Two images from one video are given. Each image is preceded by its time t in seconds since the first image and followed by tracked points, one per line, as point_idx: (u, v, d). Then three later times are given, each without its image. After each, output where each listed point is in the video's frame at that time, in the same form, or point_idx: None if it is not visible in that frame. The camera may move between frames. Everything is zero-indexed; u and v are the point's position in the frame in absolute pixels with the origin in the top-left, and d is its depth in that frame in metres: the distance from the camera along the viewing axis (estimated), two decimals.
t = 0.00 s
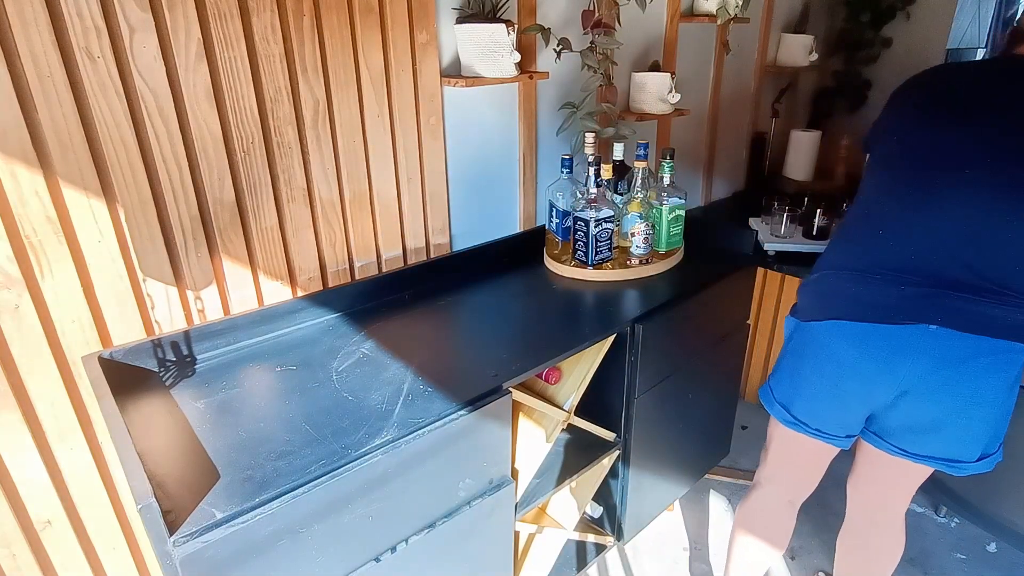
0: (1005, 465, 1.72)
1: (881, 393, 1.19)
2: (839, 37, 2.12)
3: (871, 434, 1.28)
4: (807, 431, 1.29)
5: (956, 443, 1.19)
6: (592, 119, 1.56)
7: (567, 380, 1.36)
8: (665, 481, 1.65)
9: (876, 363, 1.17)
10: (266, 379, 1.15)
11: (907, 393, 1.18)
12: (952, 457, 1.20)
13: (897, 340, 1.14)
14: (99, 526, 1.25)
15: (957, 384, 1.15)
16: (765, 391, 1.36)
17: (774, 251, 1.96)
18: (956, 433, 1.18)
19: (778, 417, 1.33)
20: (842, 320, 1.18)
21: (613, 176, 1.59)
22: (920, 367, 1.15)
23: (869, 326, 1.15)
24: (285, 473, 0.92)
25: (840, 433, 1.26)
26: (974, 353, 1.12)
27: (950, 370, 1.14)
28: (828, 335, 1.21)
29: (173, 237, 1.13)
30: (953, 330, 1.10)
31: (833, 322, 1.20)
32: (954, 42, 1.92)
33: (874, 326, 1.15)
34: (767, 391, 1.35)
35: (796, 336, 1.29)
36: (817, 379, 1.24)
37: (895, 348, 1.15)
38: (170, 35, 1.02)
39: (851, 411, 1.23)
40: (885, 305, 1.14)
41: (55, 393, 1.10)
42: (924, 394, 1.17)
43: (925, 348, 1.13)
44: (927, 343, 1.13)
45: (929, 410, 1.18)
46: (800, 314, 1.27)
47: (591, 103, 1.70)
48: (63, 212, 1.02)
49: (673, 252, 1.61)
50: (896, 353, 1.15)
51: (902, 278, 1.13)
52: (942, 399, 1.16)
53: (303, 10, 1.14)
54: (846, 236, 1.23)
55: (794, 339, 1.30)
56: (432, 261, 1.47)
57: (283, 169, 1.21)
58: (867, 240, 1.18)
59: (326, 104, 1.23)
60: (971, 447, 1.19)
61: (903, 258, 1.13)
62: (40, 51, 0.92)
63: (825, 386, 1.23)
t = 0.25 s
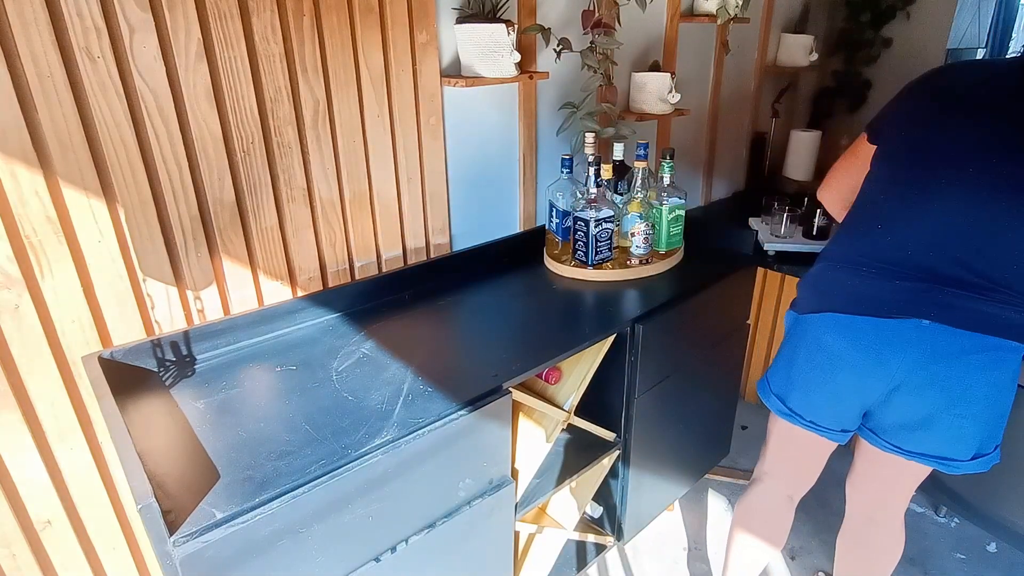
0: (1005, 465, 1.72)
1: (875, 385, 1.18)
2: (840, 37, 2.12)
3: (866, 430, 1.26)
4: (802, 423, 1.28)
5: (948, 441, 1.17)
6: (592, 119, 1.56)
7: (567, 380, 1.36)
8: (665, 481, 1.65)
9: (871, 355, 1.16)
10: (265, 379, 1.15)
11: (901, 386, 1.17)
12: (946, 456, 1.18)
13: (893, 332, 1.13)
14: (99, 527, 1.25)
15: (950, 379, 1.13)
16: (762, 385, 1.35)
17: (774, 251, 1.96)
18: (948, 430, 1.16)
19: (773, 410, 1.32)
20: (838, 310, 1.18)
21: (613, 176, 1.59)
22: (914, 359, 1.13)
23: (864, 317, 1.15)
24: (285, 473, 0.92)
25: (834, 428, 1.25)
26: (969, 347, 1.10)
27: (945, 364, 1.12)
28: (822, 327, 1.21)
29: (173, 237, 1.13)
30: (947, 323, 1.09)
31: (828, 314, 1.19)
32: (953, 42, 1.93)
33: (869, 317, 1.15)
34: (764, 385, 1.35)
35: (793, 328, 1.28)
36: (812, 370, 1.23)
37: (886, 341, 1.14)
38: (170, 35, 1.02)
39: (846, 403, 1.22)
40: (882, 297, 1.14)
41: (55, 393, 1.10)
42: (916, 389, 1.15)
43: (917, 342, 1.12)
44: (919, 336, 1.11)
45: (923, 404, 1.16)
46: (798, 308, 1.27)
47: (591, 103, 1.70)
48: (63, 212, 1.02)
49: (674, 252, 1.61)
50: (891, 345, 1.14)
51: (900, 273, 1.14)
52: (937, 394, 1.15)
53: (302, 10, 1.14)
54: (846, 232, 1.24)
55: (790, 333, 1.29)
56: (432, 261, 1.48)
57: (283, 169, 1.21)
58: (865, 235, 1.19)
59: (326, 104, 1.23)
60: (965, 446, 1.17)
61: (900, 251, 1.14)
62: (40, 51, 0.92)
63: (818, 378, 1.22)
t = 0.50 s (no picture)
0: (1006, 465, 1.72)
1: (876, 388, 1.20)
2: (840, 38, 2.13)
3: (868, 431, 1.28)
4: (803, 426, 1.29)
5: (950, 441, 1.19)
6: (592, 119, 1.56)
7: (566, 380, 1.36)
8: (665, 481, 1.65)
9: (871, 359, 1.17)
10: (266, 379, 1.15)
11: (901, 388, 1.19)
12: (947, 455, 1.20)
13: (893, 336, 1.15)
14: (99, 527, 1.25)
15: (950, 380, 1.15)
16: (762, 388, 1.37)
17: (774, 251, 1.96)
18: (950, 431, 1.18)
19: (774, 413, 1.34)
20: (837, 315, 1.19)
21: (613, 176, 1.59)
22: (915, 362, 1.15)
23: (863, 321, 1.16)
24: (285, 473, 0.92)
25: (836, 430, 1.27)
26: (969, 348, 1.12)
27: (945, 365, 1.14)
28: (820, 332, 1.22)
29: (173, 237, 1.13)
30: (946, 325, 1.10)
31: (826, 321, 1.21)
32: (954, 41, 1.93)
33: (868, 321, 1.15)
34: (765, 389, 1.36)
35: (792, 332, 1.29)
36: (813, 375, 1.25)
37: (882, 343, 1.16)
38: (170, 35, 1.02)
39: (847, 406, 1.23)
40: (881, 300, 1.14)
41: (55, 393, 1.10)
42: (917, 391, 1.17)
43: (915, 344, 1.13)
44: (919, 338, 1.13)
45: (923, 405, 1.18)
46: (797, 312, 1.28)
47: (591, 103, 1.70)
48: (63, 212, 1.02)
49: (673, 252, 1.61)
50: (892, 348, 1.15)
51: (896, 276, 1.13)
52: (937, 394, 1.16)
53: (303, 10, 1.14)
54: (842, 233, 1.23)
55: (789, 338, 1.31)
56: (432, 261, 1.48)
57: (283, 169, 1.21)
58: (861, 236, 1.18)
59: (327, 104, 1.23)
60: (967, 446, 1.19)
61: (889, 253, 1.13)
62: (40, 51, 0.92)
63: (819, 382, 1.24)
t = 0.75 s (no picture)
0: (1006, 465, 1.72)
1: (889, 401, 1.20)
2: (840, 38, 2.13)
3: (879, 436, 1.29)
4: (815, 438, 1.30)
5: (965, 447, 1.21)
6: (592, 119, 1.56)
7: (567, 380, 1.36)
8: (665, 481, 1.65)
9: (884, 375, 1.17)
10: (266, 379, 1.15)
11: (915, 401, 1.19)
12: (960, 460, 1.23)
13: (905, 350, 1.14)
14: (99, 527, 1.25)
15: (962, 389, 1.16)
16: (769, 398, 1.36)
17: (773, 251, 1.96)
18: (965, 437, 1.20)
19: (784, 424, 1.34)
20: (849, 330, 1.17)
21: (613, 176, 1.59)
22: (928, 375, 1.15)
23: (875, 337, 1.15)
24: (285, 473, 0.92)
25: (847, 442, 1.28)
26: (982, 358, 1.12)
27: (957, 375, 1.14)
28: (827, 344, 1.21)
29: (173, 237, 1.13)
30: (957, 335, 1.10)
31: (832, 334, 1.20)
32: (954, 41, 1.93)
33: (880, 337, 1.14)
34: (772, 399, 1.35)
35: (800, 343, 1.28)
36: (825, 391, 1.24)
37: (894, 355, 1.15)
38: (170, 34, 1.02)
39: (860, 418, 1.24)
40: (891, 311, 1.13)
41: (55, 393, 1.10)
42: (930, 402, 1.18)
43: (927, 356, 1.14)
44: (933, 351, 1.13)
45: (937, 415, 1.19)
46: (801, 321, 1.27)
47: (591, 103, 1.70)
48: (63, 212, 1.02)
49: (673, 252, 1.61)
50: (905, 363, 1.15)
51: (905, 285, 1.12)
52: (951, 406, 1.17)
53: (303, 10, 1.14)
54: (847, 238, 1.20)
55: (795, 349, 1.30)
56: (433, 261, 1.48)
57: (283, 169, 1.21)
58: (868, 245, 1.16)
59: (327, 104, 1.23)
60: (978, 450, 1.22)
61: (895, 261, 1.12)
62: (40, 51, 0.92)
63: (831, 397, 1.24)
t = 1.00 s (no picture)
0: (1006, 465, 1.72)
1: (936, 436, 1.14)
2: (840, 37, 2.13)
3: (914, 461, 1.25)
4: (859, 478, 1.23)
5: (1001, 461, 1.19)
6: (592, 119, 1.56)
7: (566, 380, 1.36)
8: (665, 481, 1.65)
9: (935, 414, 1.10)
10: (266, 379, 1.15)
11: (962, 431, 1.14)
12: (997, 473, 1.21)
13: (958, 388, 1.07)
14: (99, 526, 1.25)
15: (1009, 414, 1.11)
16: (797, 437, 1.29)
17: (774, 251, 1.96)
18: (1004, 454, 1.18)
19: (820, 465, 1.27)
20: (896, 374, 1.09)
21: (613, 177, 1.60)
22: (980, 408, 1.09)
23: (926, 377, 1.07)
24: (285, 474, 0.92)
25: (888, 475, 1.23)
26: None
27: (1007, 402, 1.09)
28: (867, 384, 1.13)
29: (173, 237, 1.13)
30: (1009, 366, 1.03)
31: (873, 372, 1.12)
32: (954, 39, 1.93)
33: (932, 378, 1.07)
34: (802, 441, 1.28)
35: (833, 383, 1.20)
36: (868, 435, 1.16)
37: (942, 400, 1.08)
38: (170, 34, 1.02)
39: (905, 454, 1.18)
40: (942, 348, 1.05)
41: (55, 394, 1.10)
42: (977, 431, 1.13)
43: (979, 390, 1.07)
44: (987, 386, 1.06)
45: (980, 440, 1.15)
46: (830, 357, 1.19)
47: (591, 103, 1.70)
48: (63, 212, 1.02)
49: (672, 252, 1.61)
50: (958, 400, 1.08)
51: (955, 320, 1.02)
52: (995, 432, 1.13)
53: (303, 10, 1.14)
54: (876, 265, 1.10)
55: (824, 383, 1.22)
56: (433, 261, 1.48)
57: (283, 169, 1.21)
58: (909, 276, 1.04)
59: (327, 104, 1.23)
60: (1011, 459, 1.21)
61: (933, 300, 1.03)
62: (40, 51, 0.92)
63: (875, 440, 1.16)
